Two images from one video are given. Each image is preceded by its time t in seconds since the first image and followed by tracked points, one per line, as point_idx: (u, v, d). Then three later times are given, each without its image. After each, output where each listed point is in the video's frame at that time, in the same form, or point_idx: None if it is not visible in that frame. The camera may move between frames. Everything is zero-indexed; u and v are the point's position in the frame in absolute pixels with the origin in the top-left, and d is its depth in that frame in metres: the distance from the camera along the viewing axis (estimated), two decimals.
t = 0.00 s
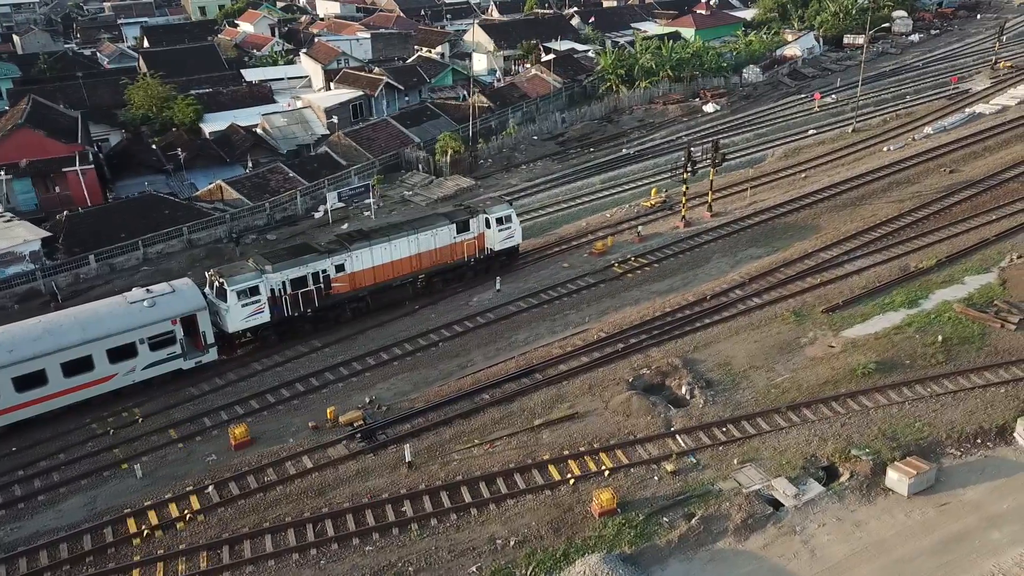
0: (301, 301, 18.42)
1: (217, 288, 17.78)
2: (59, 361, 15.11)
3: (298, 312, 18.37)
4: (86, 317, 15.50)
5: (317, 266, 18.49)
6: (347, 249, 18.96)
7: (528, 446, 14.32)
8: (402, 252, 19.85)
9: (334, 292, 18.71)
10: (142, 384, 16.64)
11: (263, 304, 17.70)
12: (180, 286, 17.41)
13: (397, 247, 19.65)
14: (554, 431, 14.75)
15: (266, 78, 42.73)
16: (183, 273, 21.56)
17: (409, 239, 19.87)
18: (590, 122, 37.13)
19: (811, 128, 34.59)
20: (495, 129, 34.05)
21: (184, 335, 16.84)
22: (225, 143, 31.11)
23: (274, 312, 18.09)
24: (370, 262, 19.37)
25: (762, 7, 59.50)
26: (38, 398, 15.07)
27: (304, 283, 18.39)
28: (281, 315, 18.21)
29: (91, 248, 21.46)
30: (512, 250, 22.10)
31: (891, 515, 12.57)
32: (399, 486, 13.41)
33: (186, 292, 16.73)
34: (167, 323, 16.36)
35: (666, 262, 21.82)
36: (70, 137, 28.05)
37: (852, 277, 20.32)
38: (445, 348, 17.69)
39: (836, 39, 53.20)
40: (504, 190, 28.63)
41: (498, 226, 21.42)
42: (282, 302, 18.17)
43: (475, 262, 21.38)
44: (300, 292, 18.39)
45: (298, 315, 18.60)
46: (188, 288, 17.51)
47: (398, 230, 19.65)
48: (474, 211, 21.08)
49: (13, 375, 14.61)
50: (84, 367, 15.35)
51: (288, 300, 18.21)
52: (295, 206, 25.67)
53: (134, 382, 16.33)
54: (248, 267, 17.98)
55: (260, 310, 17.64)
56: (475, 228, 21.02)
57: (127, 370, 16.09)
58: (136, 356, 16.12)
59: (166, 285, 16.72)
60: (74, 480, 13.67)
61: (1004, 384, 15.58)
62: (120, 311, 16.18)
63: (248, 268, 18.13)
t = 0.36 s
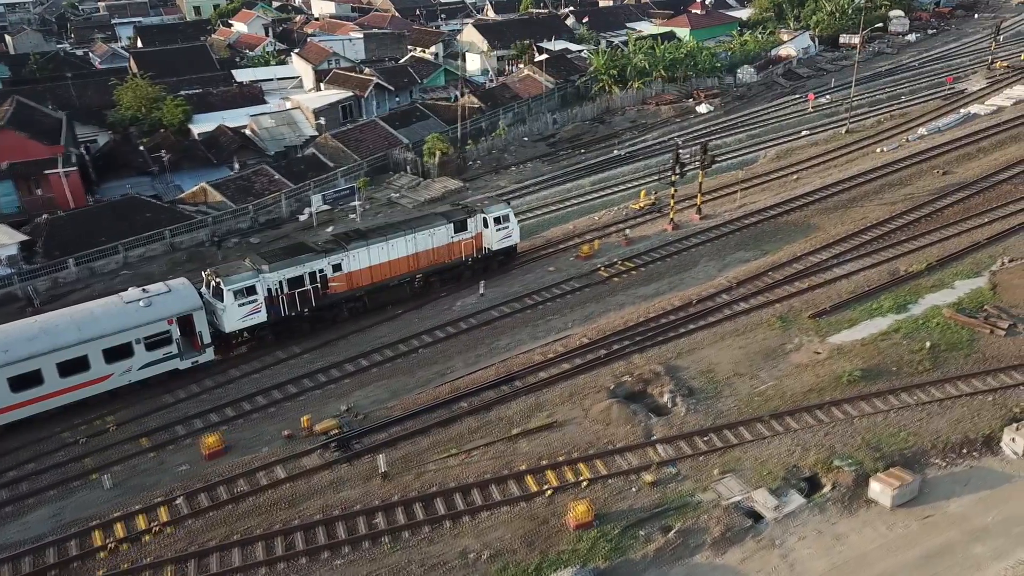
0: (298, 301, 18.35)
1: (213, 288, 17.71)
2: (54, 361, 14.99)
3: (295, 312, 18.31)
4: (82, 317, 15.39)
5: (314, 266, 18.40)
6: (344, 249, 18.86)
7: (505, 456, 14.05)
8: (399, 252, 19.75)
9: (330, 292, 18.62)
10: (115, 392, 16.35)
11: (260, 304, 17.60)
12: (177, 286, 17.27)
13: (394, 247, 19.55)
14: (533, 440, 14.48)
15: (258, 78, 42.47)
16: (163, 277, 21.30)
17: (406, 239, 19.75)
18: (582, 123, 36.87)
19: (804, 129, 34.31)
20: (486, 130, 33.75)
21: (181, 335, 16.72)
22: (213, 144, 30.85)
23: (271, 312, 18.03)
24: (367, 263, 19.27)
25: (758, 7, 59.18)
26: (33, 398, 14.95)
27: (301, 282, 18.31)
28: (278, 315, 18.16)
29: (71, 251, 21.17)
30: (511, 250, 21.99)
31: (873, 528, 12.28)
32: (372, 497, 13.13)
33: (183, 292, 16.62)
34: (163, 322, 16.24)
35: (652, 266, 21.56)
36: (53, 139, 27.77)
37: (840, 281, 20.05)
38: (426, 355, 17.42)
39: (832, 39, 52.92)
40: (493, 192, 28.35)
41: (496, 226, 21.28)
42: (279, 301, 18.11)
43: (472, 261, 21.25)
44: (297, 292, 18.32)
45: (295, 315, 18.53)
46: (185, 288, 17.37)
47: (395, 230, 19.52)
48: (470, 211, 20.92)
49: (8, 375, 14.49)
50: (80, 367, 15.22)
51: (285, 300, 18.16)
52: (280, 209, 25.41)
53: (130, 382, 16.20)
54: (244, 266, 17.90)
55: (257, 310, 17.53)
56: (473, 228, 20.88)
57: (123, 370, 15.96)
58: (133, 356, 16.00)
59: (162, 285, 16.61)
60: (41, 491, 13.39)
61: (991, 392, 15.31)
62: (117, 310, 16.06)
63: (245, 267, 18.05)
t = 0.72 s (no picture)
0: (295, 301, 18.26)
1: (210, 287, 17.58)
2: (49, 361, 14.93)
3: (292, 311, 18.20)
4: (77, 317, 15.34)
5: (310, 266, 18.27)
6: (341, 249, 18.73)
7: (482, 466, 13.77)
8: (397, 252, 19.64)
9: (327, 292, 18.50)
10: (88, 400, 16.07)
11: (257, 304, 17.44)
12: (173, 286, 17.22)
13: (391, 246, 19.45)
14: (511, 449, 14.20)
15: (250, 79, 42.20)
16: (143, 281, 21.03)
17: (404, 238, 19.64)
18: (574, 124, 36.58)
19: (797, 130, 34.02)
20: (476, 131, 33.46)
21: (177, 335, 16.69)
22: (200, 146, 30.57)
23: (268, 311, 17.91)
24: (364, 262, 19.16)
25: (753, 6, 58.89)
26: (28, 398, 14.89)
27: (298, 282, 18.19)
28: (275, 315, 18.05)
29: (50, 255, 20.91)
30: (508, 249, 21.91)
31: (855, 541, 12.00)
32: (345, 509, 12.85)
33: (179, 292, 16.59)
34: (159, 323, 16.21)
35: (639, 270, 21.33)
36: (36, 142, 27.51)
37: (829, 285, 19.78)
38: (406, 361, 17.15)
39: (828, 39, 52.63)
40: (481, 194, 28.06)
41: (494, 225, 21.17)
42: (276, 301, 18.00)
43: (470, 261, 21.18)
44: (294, 291, 18.22)
45: (292, 315, 18.40)
46: (180, 288, 17.29)
47: (393, 230, 19.40)
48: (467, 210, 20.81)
49: (4, 376, 14.43)
50: (75, 367, 15.18)
51: (281, 300, 18.06)
52: (265, 212, 25.15)
53: (126, 382, 16.17)
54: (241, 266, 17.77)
55: (253, 310, 17.37)
56: (470, 227, 20.82)
57: (120, 371, 15.93)
58: (129, 357, 15.95)
59: (158, 285, 16.57)
60: (8, 503, 13.14)
61: (979, 400, 15.03)
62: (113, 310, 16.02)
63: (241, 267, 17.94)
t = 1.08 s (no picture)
0: (291, 300, 18.19)
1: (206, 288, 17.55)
2: (45, 361, 14.91)
3: (289, 311, 18.13)
4: (73, 316, 15.31)
5: (307, 266, 18.22)
6: (338, 249, 18.67)
7: (457, 477, 13.49)
8: (394, 252, 19.61)
9: (324, 292, 18.48)
10: (60, 408, 15.80)
11: (253, 304, 17.43)
12: (169, 285, 17.17)
13: (389, 246, 19.41)
14: (487, 459, 13.92)
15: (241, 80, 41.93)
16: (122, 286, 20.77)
17: (401, 238, 19.60)
18: (565, 125, 36.30)
19: (790, 131, 33.73)
20: (466, 132, 33.16)
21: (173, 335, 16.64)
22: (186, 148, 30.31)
23: (265, 311, 17.83)
24: (361, 262, 19.12)
25: (748, 6, 58.56)
26: (23, 398, 14.88)
27: (295, 282, 18.11)
28: (271, 315, 17.99)
29: (28, 259, 20.66)
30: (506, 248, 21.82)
31: (835, 555, 11.71)
32: (314, 522, 12.57)
33: (175, 292, 16.53)
34: (155, 323, 16.16)
35: (625, 273, 21.06)
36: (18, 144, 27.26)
37: (816, 290, 19.50)
38: (385, 368, 16.86)
39: (823, 38, 52.34)
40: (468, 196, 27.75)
41: (491, 225, 21.11)
42: (272, 301, 17.91)
43: (467, 260, 21.16)
44: (291, 291, 18.14)
45: (289, 315, 18.33)
46: (177, 287, 17.21)
47: (390, 229, 19.34)
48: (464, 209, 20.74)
49: None
50: (70, 367, 15.15)
51: (278, 300, 17.98)
52: (248, 215, 24.86)
53: (122, 382, 16.15)
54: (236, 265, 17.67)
55: (250, 310, 17.38)
56: (468, 227, 20.79)
57: (116, 371, 15.90)
58: (124, 357, 15.92)
59: (155, 284, 16.52)
60: None
61: (965, 408, 14.75)
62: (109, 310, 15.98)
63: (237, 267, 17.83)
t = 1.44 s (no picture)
0: (288, 300, 18.15)
1: (202, 288, 17.52)
2: (39, 361, 14.88)
3: (285, 311, 18.10)
4: (68, 316, 15.29)
5: (303, 266, 18.22)
6: (334, 249, 18.67)
7: (431, 488, 13.22)
8: (391, 251, 19.61)
9: (320, 292, 18.46)
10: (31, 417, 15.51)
11: (249, 304, 17.39)
12: (165, 286, 17.17)
13: (386, 245, 19.40)
14: (462, 469, 13.65)
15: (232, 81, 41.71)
16: (101, 291, 20.47)
17: (398, 238, 19.59)
18: (556, 126, 36.04)
19: (782, 132, 33.48)
20: (455, 133, 32.89)
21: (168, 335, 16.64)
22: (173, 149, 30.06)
23: (261, 311, 17.79)
24: (358, 262, 19.10)
25: (743, 6, 58.29)
26: (18, 399, 14.85)
27: (291, 282, 18.09)
28: (267, 315, 17.96)
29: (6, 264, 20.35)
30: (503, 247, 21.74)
31: (814, 570, 11.44)
32: (283, 534, 12.29)
33: (170, 292, 16.54)
34: (151, 323, 16.16)
35: (610, 277, 20.82)
36: None
37: (804, 294, 19.24)
38: (363, 375, 16.60)
39: (818, 38, 52.10)
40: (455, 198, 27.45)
41: (489, 224, 21.06)
42: (268, 301, 17.89)
43: (465, 260, 21.14)
44: (287, 291, 18.11)
45: (285, 315, 18.30)
46: (173, 287, 17.19)
47: (387, 229, 19.34)
48: (461, 208, 20.74)
49: None
50: (66, 367, 15.13)
51: (274, 300, 17.96)
52: (232, 218, 24.58)
53: (117, 382, 16.12)
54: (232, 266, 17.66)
55: (246, 310, 17.35)
56: (465, 226, 20.78)
57: (111, 371, 15.89)
58: (120, 357, 15.92)
59: (150, 285, 16.54)
60: None
61: (951, 416, 14.49)
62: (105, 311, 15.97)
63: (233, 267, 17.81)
